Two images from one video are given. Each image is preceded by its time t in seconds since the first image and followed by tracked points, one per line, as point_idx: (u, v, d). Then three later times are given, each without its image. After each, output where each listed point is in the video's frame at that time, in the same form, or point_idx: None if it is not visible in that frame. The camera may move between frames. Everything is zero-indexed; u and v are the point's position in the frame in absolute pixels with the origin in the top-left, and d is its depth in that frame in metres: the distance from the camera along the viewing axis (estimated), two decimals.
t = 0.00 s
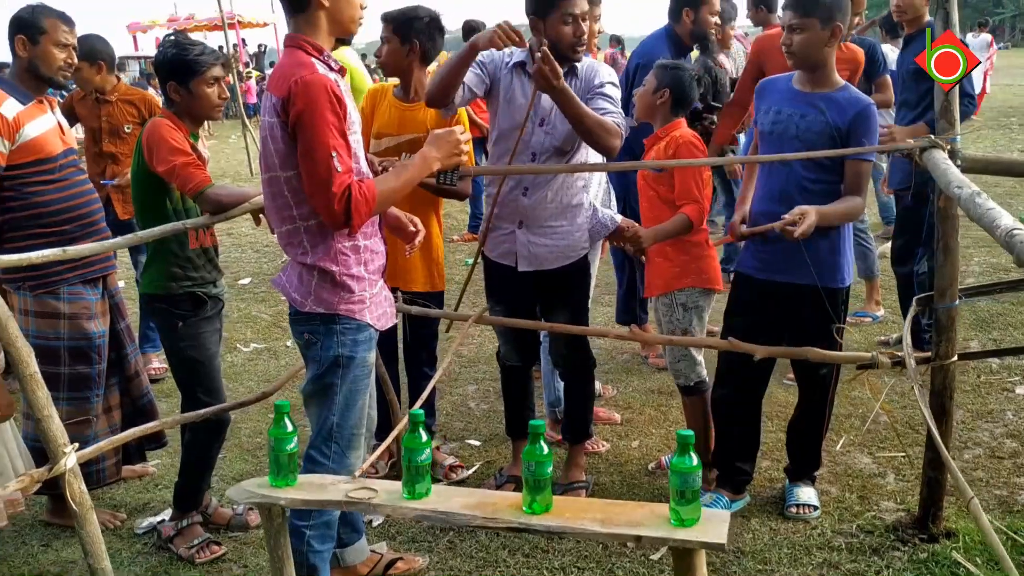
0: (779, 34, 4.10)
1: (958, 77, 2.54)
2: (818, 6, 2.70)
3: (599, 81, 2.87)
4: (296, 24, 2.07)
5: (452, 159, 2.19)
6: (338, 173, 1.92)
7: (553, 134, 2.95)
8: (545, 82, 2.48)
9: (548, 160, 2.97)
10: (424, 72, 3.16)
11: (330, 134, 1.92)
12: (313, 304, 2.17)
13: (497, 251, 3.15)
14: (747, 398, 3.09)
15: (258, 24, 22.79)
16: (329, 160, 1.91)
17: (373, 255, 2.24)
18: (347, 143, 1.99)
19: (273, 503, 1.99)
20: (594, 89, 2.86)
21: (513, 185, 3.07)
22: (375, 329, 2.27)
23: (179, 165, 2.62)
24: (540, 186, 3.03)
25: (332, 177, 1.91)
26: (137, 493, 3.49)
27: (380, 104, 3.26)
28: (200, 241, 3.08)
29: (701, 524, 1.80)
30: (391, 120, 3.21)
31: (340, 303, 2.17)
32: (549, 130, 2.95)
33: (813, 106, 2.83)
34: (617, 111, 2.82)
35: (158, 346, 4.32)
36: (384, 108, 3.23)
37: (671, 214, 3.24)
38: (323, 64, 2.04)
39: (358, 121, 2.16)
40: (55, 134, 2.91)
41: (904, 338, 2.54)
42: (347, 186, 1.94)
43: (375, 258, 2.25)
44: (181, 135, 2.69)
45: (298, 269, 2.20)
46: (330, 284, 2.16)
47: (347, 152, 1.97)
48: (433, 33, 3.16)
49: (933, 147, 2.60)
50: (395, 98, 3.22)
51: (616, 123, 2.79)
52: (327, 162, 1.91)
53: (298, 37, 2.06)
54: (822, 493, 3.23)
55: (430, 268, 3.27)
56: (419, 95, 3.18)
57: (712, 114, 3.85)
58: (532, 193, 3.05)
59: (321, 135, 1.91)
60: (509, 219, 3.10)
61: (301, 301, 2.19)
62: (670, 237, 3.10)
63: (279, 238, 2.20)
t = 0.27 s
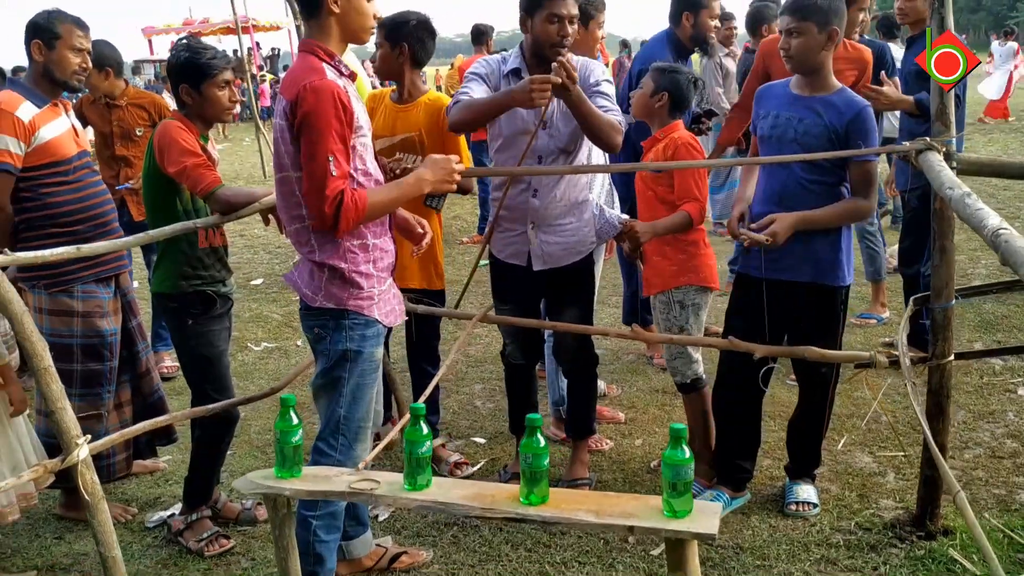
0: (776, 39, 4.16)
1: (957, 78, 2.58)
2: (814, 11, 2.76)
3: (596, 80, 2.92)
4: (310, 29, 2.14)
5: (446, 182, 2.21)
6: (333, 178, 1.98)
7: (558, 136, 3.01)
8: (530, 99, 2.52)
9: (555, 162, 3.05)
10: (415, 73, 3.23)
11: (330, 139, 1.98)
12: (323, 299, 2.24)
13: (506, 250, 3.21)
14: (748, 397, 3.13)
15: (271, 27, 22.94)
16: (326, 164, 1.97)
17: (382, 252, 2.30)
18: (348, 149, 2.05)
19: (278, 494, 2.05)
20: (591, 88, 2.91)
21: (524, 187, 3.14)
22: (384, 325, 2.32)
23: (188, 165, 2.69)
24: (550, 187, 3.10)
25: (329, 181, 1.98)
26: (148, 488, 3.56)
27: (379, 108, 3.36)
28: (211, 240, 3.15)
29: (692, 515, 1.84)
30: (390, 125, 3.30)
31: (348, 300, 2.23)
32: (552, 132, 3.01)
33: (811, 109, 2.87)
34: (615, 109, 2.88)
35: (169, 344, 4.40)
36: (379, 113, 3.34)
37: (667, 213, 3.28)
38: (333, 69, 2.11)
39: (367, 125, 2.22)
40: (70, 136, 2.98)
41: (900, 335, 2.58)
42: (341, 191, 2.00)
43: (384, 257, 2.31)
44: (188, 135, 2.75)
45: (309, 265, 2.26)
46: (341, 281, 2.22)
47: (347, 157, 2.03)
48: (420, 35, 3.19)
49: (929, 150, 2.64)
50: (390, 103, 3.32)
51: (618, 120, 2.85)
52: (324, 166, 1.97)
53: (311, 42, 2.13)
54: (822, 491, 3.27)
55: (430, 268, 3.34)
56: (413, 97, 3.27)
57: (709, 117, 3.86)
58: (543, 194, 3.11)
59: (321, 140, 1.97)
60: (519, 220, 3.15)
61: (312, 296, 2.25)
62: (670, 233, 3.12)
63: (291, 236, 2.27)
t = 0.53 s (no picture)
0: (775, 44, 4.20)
1: (955, 79, 2.60)
2: (810, 15, 2.79)
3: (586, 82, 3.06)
4: (315, 34, 2.20)
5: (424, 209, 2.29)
6: (315, 181, 2.04)
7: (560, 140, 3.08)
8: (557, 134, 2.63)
9: (556, 164, 3.11)
10: (386, 79, 3.37)
11: (317, 142, 2.04)
12: (326, 300, 2.29)
13: (507, 255, 3.24)
14: (747, 398, 3.16)
15: (277, 32, 23.07)
16: (309, 166, 2.03)
17: (385, 254, 2.33)
18: (336, 155, 2.11)
19: (282, 491, 2.08)
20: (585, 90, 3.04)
21: (528, 190, 3.18)
22: (388, 326, 2.36)
23: (195, 169, 2.73)
24: (553, 190, 3.15)
25: (312, 183, 2.03)
26: (155, 488, 3.60)
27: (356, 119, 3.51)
28: (216, 243, 3.20)
29: (688, 512, 1.87)
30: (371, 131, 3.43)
31: (349, 301, 2.28)
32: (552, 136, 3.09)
33: (808, 113, 2.90)
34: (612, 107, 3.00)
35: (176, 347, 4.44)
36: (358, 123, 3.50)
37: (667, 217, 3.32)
38: (332, 74, 2.16)
39: (368, 132, 2.27)
40: (78, 141, 3.03)
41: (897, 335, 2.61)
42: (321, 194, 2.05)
43: (386, 258, 2.34)
44: (195, 139, 2.81)
45: (313, 267, 2.31)
46: (342, 282, 2.27)
47: (333, 163, 2.09)
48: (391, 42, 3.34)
49: (924, 152, 2.68)
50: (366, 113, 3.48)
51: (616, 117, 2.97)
52: (307, 168, 2.03)
53: (315, 47, 2.19)
54: (822, 491, 3.30)
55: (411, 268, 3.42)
56: (383, 104, 3.42)
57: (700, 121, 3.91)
58: (547, 197, 3.15)
59: (308, 142, 2.04)
60: (522, 224, 3.19)
61: (316, 298, 2.30)
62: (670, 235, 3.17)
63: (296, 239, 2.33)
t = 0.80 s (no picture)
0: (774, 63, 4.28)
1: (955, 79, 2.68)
2: (805, 26, 2.82)
3: (579, 91, 3.11)
4: (321, 48, 2.24)
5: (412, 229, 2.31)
6: (300, 194, 2.09)
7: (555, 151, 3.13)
8: (558, 186, 2.61)
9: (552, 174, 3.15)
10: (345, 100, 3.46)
11: (305, 157, 2.10)
12: (324, 312, 2.31)
13: (503, 265, 3.26)
14: (749, 403, 3.19)
15: (273, 46, 23.14)
16: (295, 179, 2.09)
17: (379, 264, 2.35)
18: (326, 169, 2.16)
19: (292, 500, 2.10)
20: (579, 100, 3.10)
21: (525, 201, 3.21)
22: (388, 335, 2.37)
23: (198, 185, 2.75)
24: (550, 199, 3.18)
25: (297, 197, 2.09)
26: (161, 501, 3.62)
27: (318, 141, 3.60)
28: (219, 257, 3.22)
29: (695, 515, 1.90)
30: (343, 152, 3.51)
31: (345, 312, 2.30)
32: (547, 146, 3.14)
33: (802, 122, 2.94)
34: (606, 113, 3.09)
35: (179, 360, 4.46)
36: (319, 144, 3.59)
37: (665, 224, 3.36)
38: (331, 88, 2.20)
39: (366, 145, 2.31)
40: (84, 157, 3.06)
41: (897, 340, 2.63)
42: (306, 207, 2.10)
43: (381, 268, 2.36)
44: (197, 154, 2.83)
45: (310, 279, 2.34)
46: (337, 293, 2.29)
47: (322, 177, 2.14)
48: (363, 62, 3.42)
49: (920, 158, 2.71)
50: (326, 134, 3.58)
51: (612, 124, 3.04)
52: (293, 181, 2.09)
53: (319, 61, 2.23)
54: (824, 496, 3.32)
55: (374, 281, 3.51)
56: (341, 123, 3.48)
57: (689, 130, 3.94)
58: (543, 207, 3.18)
59: (296, 156, 2.09)
60: (519, 235, 3.21)
61: (315, 310, 2.33)
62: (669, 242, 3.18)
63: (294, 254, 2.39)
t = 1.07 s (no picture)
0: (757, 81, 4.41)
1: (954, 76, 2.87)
2: (790, 43, 2.86)
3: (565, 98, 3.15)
4: (315, 59, 2.27)
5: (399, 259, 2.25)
6: (273, 205, 2.13)
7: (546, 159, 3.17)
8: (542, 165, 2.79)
9: (542, 182, 3.19)
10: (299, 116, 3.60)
11: (280, 168, 2.13)
12: (306, 320, 2.35)
13: (497, 272, 3.30)
14: (741, 407, 3.23)
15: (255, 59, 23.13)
16: (268, 190, 2.12)
17: (360, 273, 2.37)
18: (304, 182, 2.18)
19: (295, 506, 2.12)
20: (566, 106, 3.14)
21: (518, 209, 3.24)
22: (373, 342, 2.39)
23: (194, 197, 2.77)
24: (542, 207, 3.22)
25: (271, 208, 2.13)
26: (155, 512, 3.61)
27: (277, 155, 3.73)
28: (214, 267, 3.23)
29: (695, 515, 1.93)
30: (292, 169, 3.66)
31: (325, 319, 2.32)
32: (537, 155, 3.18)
33: (781, 130, 2.99)
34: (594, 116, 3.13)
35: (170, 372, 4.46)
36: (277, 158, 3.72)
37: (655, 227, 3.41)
38: (318, 101, 2.23)
39: (354, 159, 2.32)
40: (79, 168, 3.07)
41: (886, 342, 2.68)
42: (278, 218, 2.13)
43: (364, 276, 2.37)
44: (192, 167, 2.85)
45: (293, 288, 2.38)
46: (317, 301, 2.32)
47: (299, 190, 2.17)
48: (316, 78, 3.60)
49: (906, 165, 2.77)
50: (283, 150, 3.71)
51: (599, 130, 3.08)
52: (266, 192, 2.13)
53: (311, 73, 2.27)
54: (815, 498, 3.36)
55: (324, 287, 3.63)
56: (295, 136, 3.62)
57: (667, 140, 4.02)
58: (536, 214, 3.22)
59: (272, 167, 2.13)
60: (514, 242, 3.25)
61: (297, 319, 2.37)
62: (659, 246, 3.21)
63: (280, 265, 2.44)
